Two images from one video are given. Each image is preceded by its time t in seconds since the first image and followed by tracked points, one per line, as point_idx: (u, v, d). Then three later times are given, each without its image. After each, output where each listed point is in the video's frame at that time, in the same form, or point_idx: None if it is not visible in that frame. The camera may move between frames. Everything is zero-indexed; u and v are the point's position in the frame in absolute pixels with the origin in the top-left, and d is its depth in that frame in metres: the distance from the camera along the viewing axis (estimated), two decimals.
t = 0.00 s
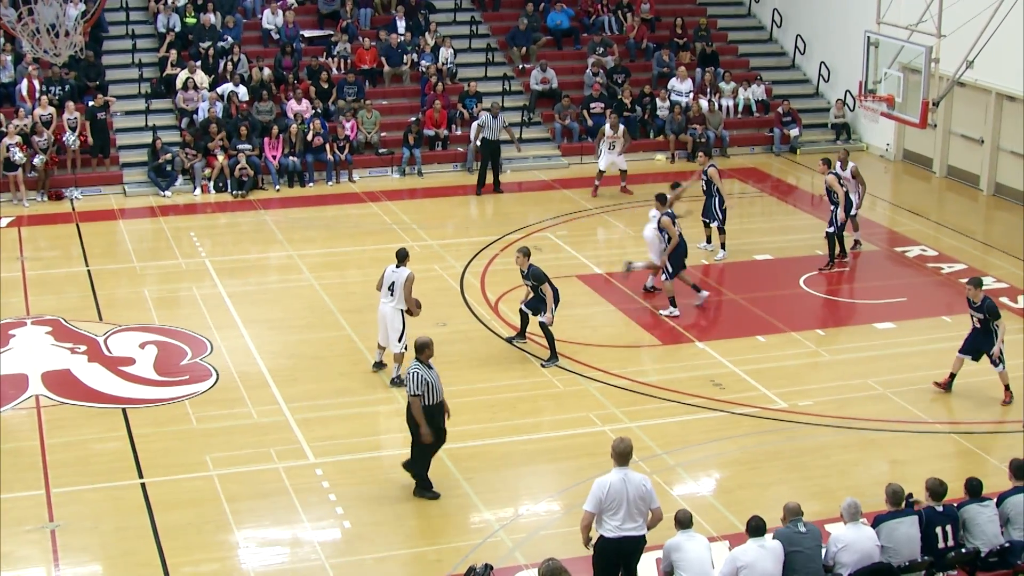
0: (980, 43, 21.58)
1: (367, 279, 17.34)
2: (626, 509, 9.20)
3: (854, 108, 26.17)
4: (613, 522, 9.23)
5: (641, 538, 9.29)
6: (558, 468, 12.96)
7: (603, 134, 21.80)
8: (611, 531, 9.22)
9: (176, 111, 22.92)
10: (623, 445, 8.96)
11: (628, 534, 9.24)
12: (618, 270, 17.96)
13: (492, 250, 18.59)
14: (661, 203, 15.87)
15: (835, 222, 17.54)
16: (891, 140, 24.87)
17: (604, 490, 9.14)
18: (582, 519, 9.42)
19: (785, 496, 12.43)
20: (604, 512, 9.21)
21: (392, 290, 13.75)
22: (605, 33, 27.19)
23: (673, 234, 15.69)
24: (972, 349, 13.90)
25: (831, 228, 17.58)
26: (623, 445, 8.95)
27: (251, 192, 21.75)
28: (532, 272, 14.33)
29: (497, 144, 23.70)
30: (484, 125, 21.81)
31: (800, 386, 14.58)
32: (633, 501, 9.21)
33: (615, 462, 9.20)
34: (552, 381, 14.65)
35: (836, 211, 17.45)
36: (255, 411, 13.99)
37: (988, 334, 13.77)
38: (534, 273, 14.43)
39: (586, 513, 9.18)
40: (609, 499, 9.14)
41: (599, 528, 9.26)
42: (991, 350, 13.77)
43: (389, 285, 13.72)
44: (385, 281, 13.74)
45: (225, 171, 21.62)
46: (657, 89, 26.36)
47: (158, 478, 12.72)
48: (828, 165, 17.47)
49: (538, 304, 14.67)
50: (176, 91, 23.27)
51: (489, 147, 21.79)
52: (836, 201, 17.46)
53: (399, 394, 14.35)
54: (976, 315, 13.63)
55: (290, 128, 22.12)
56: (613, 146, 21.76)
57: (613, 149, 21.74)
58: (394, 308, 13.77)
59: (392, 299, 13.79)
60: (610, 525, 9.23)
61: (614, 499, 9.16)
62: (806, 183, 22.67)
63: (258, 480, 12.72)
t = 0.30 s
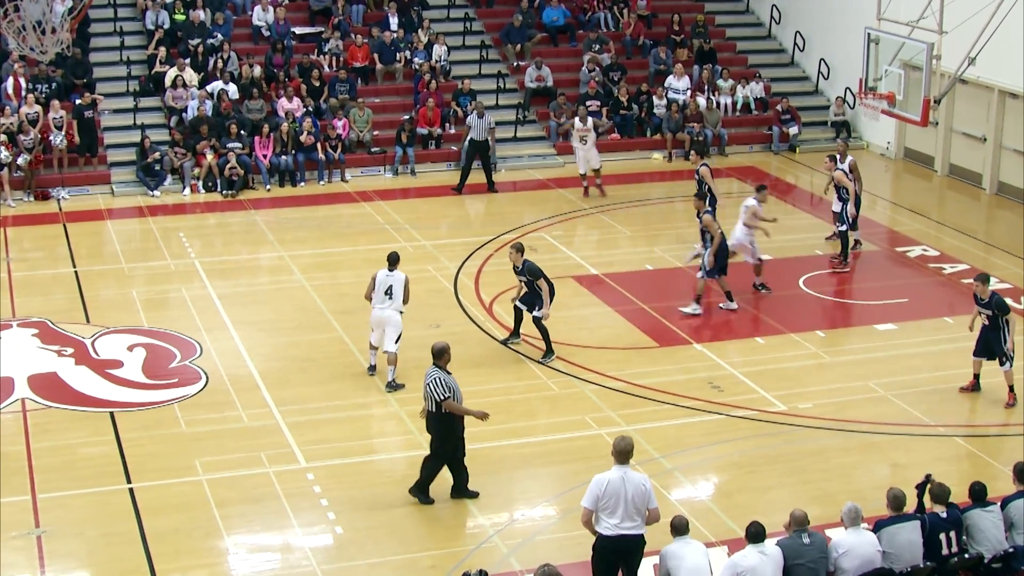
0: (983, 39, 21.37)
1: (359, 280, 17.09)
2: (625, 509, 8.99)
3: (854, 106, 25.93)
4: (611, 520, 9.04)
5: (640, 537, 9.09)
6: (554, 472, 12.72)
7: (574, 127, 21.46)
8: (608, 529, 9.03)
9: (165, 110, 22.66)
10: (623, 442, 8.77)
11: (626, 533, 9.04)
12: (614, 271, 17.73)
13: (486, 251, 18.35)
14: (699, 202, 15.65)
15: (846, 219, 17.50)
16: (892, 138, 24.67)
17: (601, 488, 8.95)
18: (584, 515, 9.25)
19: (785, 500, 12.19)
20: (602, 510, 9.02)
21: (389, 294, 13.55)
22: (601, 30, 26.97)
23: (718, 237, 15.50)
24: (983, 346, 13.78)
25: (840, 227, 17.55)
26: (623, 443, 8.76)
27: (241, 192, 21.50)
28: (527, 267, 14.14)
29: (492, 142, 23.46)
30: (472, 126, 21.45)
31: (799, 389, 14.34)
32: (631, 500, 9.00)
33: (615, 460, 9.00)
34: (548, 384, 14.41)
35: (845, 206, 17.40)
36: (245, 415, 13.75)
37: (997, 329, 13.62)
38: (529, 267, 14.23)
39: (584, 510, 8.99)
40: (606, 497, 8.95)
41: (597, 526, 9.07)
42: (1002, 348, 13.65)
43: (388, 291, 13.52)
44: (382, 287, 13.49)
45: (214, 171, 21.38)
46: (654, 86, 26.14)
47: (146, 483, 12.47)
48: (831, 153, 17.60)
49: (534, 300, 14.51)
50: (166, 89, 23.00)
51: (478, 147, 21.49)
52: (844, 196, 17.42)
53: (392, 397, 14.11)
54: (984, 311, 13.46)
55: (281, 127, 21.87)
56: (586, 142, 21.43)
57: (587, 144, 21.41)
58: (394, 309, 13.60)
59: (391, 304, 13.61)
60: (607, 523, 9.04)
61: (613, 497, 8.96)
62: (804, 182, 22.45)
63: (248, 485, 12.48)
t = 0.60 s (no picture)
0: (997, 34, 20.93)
1: (352, 285, 16.65)
2: (635, 507, 8.81)
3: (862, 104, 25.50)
4: (619, 518, 8.86)
5: (648, 539, 8.89)
6: (553, 483, 12.28)
7: (544, 137, 20.45)
8: (615, 527, 8.85)
9: (151, 109, 22.21)
10: (641, 440, 8.61)
11: (633, 533, 8.84)
12: (614, 275, 17.29)
13: (482, 254, 17.92)
14: (739, 203, 15.38)
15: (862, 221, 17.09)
16: (901, 138, 24.25)
17: (612, 484, 8.78)
18: (591, 512, 9.06)
19: (792, 512, 11.75)
20: (612, 506, 8.85)
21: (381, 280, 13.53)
22: (600, 27, 26.53)
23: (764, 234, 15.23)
24: (992, 351, 13.32)
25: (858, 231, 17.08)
26: (640, 441, 8.61)
27: (229, 194, 21.05)
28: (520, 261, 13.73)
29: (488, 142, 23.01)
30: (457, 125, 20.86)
31: (805, 396, 13.89)
32: (642, 500, 8.81)
33: (631, 458, 8.83)
34: (546, 391, 13.97)
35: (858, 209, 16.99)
36: (233, 424, 13.30)
37: (1006, 331, 13.16)
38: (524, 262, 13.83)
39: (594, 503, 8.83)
40: (616, 492, 8.77)
41: (606, 522, 8.90)
42: (1008, 352, 13.19)
43: (379, 277, 13.47)
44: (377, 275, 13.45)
45: (201, 172, 20.93)
46: (655, 84, 25.68)
47: (130, 494, 12.03)
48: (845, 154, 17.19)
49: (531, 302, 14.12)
50: (151, 86, 22.49)
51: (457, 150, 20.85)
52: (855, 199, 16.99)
53: (385, 406, 13.67)
54: (994, 311, 13.01)
55: (271, 126, 21.42)
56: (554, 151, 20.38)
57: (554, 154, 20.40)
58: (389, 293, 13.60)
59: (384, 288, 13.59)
60: (616, 520, 8.86)
61: (623, 494, 8.78)
62: (810, 183, 22.03)
63: (236, 496, 12.03)
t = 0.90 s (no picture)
0: (1010, 35, 20.52)
1: (343, 295, 16.20)
2: (643, 514, 8.61)
3: (869, 107, 25.14)
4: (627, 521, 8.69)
5: (656, 548, 8.67)
6: (551, 499, 11.82)
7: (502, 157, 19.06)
8: (622, 531, 8.67)
9: (135, 112, 21.73)
10: (652, 446, 8.41)
11: (637, 539, 8.65)
12: (612, 284, 16.84)
13: (477, 263, 17.47)
14: (788, 214, 14.76)
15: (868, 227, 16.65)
16: (909, 142, 23.84)
17: (619, 487, 8.59)
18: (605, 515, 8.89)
19: (799, 529, 11.30)
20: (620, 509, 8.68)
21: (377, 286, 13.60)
22: (600, 28, 26.14)
23: (820, 248, 14.72)
24: (998, 362, 12.86)
25: (867, 237, 16.68)
26: (652, 446, 8.41)
27: (215, 201, 20.60)
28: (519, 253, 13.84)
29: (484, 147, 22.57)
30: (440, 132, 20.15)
31: (811, 410, 13.44)
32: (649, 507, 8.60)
33: (643, 463, 8.63)
34: (543, 405, 13.51)
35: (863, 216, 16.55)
36: (220, 438, 12.84)
37: (1016, 344, 12.68)
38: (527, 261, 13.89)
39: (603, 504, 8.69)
40: (622, 496, 8.60)
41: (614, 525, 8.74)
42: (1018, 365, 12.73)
43: (378, 284, 13.56)
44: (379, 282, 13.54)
45: (187, 178, 20.48)
46: (656, 87, 25.23)
47: (112, 512, 11.57)
48: (850, 158, 16.88)
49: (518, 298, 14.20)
50: (134, 89, 22.00)
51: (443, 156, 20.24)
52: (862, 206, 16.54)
53: (377, 420, 13.22)
54: (1005, 325, 12.57)
55: (258, 131, 20.95)
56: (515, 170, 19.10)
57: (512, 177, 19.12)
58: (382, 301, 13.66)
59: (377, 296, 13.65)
60: (624, 524, 8.67)
61: (629, 498, 8.60)
62: (816, 189, 21.59)
63: (222, 513, 11.57)
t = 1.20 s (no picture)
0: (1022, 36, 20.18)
1: (333, 303, 15.73)
2: (649, 525, 8.35)
3: (878, 108, 24.76)
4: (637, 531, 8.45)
5: (663, 560, 8.40)
6: (549, 514, 11.35)
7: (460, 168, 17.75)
8: (630, 540, 8.43)
9: (118, 114, 21.26)
10: (659, 455, 8.11)
11: (644, 550, 8.39)
12: (611, 291, 16.38)
13: (473, 270, 17.03)
14: (823, 216, 14.13)
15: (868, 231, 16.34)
16: (921, 144, 23.46)
17: (626, 496, 8.36)
18: (623, 525, 8.66)
19: (807, 547, 10.82)
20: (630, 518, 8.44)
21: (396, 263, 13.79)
22: (598, 27, 25.65)
23: (857, 250, 14.09)
24: (1004, 375, 12.36)
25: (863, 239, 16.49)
26: (659, 456, 8.10)
27: (201, 206, 20.15)
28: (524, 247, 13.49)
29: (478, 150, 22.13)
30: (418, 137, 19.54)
31: (819, 422, 12.97)
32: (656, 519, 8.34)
33: (653, 474, 8.37)
34: (540, 417, 13.04)
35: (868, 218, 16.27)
36: (206, 452, 12.37)
37: None
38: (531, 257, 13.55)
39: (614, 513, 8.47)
40: (628, 507, 8.36)
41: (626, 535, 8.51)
42: None
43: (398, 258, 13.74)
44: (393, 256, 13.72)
45: (171, 182, 20.02)
46: (657, 88, 24.77)
47: (93, 528, 11.09)
48: (852, 155, 16.33)
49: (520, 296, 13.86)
50: (116, 90, 21.49)
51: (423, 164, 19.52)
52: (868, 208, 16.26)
53: (368, 432, 12.75)
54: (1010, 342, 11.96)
55: (244, 133, 20.47)
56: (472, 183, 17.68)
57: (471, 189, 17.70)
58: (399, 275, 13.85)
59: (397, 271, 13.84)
60: (632, 534, 8.44)
61: (635, 510, 8.35)
62: (823, 193, 21.15)
63: (208, 530, 11.10)
